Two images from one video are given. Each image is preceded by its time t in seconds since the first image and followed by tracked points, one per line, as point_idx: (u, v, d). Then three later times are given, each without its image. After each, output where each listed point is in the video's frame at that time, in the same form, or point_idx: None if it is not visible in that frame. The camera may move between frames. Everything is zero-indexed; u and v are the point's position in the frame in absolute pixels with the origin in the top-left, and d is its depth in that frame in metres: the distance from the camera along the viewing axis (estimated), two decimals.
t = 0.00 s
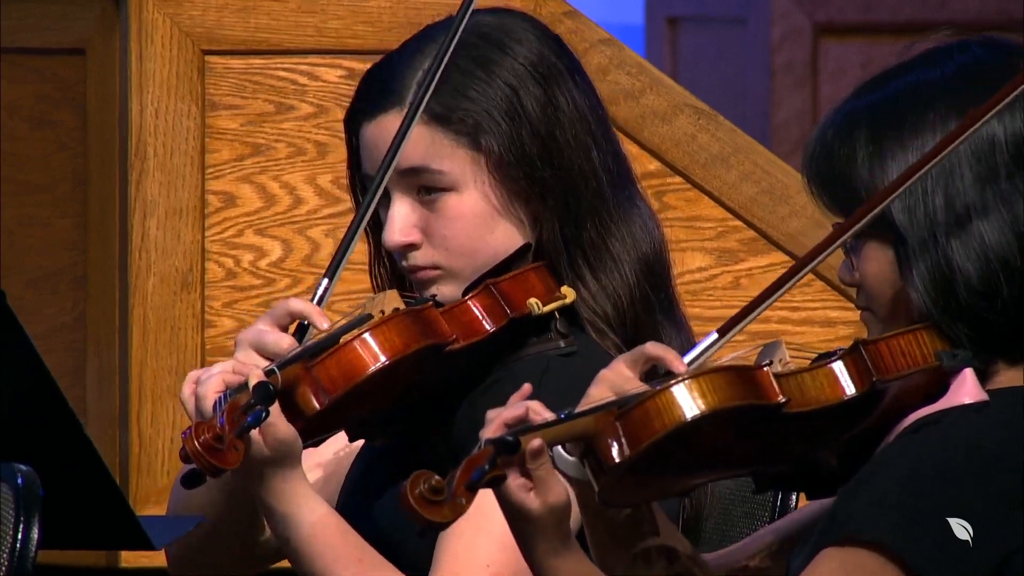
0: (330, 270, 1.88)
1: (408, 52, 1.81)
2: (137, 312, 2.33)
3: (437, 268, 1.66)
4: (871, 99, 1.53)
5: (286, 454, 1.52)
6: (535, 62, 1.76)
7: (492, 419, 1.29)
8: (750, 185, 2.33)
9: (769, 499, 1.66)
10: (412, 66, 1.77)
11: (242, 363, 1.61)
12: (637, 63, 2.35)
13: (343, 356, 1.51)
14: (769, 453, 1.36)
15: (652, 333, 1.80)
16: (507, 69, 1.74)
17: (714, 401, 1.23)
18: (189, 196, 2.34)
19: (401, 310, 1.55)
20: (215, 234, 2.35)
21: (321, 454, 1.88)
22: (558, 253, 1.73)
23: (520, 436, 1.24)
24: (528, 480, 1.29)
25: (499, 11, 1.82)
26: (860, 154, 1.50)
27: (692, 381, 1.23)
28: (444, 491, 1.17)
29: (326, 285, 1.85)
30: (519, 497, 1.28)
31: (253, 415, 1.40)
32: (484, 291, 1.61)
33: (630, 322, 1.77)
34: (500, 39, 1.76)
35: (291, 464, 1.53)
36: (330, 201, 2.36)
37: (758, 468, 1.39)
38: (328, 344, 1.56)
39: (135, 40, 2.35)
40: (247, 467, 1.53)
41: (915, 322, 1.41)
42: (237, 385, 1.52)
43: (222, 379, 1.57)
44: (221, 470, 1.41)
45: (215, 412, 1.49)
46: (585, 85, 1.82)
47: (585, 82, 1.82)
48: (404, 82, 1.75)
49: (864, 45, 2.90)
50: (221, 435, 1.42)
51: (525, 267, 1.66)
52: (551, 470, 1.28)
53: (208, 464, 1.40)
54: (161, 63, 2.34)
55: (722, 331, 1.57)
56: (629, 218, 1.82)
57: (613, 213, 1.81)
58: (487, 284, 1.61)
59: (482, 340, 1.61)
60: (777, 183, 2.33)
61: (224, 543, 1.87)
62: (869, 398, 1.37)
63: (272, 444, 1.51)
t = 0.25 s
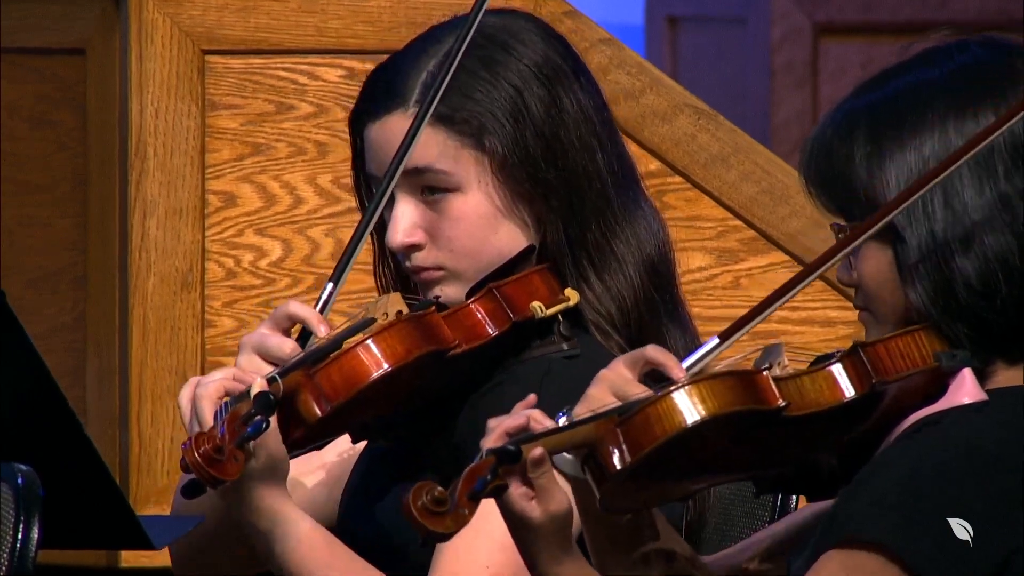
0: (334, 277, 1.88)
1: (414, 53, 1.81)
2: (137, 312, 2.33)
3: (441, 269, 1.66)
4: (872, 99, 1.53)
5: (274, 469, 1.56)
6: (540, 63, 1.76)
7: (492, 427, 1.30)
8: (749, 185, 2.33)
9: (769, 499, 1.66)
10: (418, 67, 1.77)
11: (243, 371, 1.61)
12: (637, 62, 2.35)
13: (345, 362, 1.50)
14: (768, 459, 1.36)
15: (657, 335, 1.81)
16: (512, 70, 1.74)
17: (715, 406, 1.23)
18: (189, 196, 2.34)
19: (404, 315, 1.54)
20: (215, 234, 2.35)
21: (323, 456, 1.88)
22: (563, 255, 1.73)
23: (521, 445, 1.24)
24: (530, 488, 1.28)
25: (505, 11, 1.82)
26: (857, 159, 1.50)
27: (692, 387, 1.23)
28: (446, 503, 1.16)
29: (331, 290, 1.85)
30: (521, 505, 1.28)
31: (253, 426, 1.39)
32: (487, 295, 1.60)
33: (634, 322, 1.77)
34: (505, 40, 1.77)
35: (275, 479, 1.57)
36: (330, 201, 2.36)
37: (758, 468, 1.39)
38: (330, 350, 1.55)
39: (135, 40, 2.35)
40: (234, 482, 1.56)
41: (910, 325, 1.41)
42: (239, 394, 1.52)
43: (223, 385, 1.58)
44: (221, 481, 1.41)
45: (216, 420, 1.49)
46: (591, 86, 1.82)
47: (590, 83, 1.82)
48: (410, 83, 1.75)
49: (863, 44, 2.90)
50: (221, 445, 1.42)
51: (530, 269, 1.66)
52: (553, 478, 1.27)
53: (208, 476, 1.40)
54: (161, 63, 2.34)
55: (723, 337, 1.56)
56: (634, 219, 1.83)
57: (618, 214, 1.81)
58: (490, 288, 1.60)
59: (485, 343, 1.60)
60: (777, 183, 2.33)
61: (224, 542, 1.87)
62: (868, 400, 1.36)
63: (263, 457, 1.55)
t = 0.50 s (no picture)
0: (325, 278, 1.86)
1: (414, 54, 1.81)
2: (136, 313, 2.33)
3: (441, 271, 1.66)
4: (868, 97, 1.53)
5: (268, 473, 1.55)
6: (541, 64, 1.76)
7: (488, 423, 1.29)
8: (748, 186, 2.33)
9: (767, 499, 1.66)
10: (418, 67, 1.77)
11: (240, 370, 1.61)
12: (635, 62, 2.35)
13: (341, 364, 1.50)
14: (767, 455, 1.37)
15: (656, 337, 1.80)
16: (513, 71, 1.74)
17: (713, 400, 1.23)
18: (188, 197, 2.34)
19: (401, 318, 1.54)
20: (214, 234, 2.35)
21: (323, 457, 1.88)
22: (563, 258, 1.73)
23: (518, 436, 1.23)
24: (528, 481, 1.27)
25: (507, 12, 1.81)
26: (852, 159, 1.51)
27: (690, 381, 1.24)
28: (445, 492, 1.15)
29: (323, 289, 1.83)
30: (518, 498, 1.27)
31: (246, 429, 1.38)
32: (485, 297, 1.60)
33: (633, 325, 1.77)
34: (506, 40, 1.76)
35: (269, 483, 1.55)
36: (329, 202, 2.36)
37: (756, 467, 1.39)
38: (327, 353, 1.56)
39: (133, 40, 2.35)
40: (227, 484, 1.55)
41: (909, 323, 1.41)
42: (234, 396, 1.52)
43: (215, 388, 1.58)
44: (214, 484, 1.41)
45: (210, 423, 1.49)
46: (592, 88, 1.82)
47: (592, 85, 1.82)
48: (408, 84, 1.74)
49: (863, 45, 2.90)
50: (213, 448, 1.42)
51: (529, 270, 1.67)
52: (551, 471, 1.27)
53: (201, 478, 1.40)
54: (160, 63, 2.34)
55: (716, 331, 1.57)
56: (634, 221, 1.83)
57: (618, 217, 1.81)
58: (488, 290, 1.60)
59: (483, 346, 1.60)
60: (776, 184, 2.33)
61: (222, 542, 1.87)
62: (864, 397, 1.37)
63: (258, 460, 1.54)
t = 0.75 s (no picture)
0: (331, 278, 1.87)
1: (414, 55, 1.81)
2: (135, 313, 2.33)
3: (440, 270, 1.65)
4: (865, 97, 1.54)
5: (270, 466, 1.55)
6: (540, 64, 1.76)
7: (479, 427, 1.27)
8: (747, 186, 2.33)
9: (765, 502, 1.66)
10: (418, 69, 1.77)
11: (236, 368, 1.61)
12: (634, 62, 2.35)
13: (337, 362, 1.50)
14: (762, 457, 1.37)
15: (654, 337, 1.81)
16: (511, 71, 1.74)
17: (707, 404, 1.24)
18: (187, 197, 2.34)
19: (400, 316, 1.54)
20: (213, 235, 2.35)
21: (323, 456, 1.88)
22: (563, 258, 1.73)
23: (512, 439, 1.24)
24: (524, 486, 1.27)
25: (507, 13, 1.82)
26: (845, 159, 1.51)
27: (684, 384, 1.24)
28: (441, 499, 1.16)
29: (327, 290, 1.84)
30: (516, 502, 1.27)
31: (242, 425, 1.38)
32: (483, 295, 1.60)
33: (631, 325, 1.77)
34: (505, 41, 1.77)
35: (272, 476, 1.55)
36: (327, 202, 2.36)
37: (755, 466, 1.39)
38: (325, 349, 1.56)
39: (133, 41, 2.35)
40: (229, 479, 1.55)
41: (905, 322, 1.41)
42: (229, 393, 1.53)
43: (213, 384, 1.57)
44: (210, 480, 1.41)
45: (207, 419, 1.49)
46: (592, 88, 1.82)
47: (592, 86, 1.82)
48: (409, 86, 1.74)
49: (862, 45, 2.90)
50: (209, 444, 1.42)
51: (526, 270, 1.65)
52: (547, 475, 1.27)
53: (197, 474, 1.40)
54: (159, 64, 2.34)
55: (704, 332, 1.60)
56: (633, 221, 1.83)
57: (617, 217, 1.81)
58: (486, 289, 1.60)
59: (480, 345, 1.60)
60: (776, 183, 2.33)
61: (221, 541, 1.86)
62: (859, 396, 1.38)
63: (258, 455, 1.54)
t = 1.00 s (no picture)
0: (330, 280, 1.87)
1: (411, 57, 1.81)
2: (131, 313, 2.33)
3: (438, 272, 1.65)
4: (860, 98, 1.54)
5: (274, 467, 1.54)
6: (537, 66, 1.76)
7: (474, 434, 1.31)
8: (744, 186, 2.33)
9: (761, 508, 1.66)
10: (416, 70, 1.77)
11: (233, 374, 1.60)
12: (631, 63, 2.35)
13: (337, 363, 1.51)
14: (756, 460, 1.38)
15: (651, 337, 1.81)
16: (509, 73, 1.74)
17: (703, 410, 1.24)
18: (183, 197, 2.34)
19: (399, 317, 1.55)
20: (210, 235, 2.35)
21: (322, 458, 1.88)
22: (560, 260, 1.73)
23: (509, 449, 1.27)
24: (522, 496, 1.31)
25: (503, 14, 1.82)
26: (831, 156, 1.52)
27: (680, 391, 1.24)
28: (439, 509, 1.17)
29: (327, 291, 1.84)
30: (512, 511, 1.30)
31: (243, 426, 1.38)
32: (482, 297, 1.60)
33: (629, 326, 1.78)
34: (503, 42, 1.77)
35: (276, 477, 1.55)
36: (324, 203, 2.36)
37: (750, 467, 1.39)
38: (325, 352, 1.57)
39: (129, 41, 2.35)
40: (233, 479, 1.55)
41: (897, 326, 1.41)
42: (230, 396, 1.52)
43: (215, 387, 1.56)
44: (212, 481, 1.41)
45: (208, 421, 1.48)
46: (589, 88, 1.82)
47: (589, 88, 1.82)
48: (406, 88, 1.75)
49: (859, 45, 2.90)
50: (211, 445, 1.41)
51: (525, 271, 1.65)
52: (545, 486, 1.30)
53: (199, 475, 1.39)
54: (155, 64, 2.33)
55: (695, 331, 1.62)
56: (630, 221, 1.83)
57: (614, 217, 1.81)
58: (484, 290, 1.60)
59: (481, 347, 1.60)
60: (772, 184, 2.33)
61: (220, 543, 1.86)
62: (855, 400, 1.41)
63: (261, 456, 1.53)
